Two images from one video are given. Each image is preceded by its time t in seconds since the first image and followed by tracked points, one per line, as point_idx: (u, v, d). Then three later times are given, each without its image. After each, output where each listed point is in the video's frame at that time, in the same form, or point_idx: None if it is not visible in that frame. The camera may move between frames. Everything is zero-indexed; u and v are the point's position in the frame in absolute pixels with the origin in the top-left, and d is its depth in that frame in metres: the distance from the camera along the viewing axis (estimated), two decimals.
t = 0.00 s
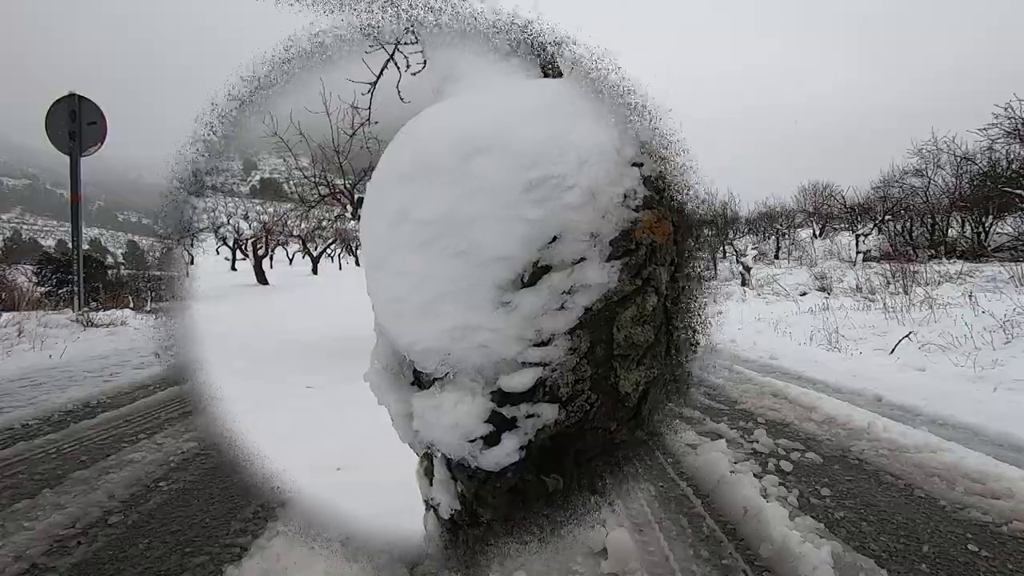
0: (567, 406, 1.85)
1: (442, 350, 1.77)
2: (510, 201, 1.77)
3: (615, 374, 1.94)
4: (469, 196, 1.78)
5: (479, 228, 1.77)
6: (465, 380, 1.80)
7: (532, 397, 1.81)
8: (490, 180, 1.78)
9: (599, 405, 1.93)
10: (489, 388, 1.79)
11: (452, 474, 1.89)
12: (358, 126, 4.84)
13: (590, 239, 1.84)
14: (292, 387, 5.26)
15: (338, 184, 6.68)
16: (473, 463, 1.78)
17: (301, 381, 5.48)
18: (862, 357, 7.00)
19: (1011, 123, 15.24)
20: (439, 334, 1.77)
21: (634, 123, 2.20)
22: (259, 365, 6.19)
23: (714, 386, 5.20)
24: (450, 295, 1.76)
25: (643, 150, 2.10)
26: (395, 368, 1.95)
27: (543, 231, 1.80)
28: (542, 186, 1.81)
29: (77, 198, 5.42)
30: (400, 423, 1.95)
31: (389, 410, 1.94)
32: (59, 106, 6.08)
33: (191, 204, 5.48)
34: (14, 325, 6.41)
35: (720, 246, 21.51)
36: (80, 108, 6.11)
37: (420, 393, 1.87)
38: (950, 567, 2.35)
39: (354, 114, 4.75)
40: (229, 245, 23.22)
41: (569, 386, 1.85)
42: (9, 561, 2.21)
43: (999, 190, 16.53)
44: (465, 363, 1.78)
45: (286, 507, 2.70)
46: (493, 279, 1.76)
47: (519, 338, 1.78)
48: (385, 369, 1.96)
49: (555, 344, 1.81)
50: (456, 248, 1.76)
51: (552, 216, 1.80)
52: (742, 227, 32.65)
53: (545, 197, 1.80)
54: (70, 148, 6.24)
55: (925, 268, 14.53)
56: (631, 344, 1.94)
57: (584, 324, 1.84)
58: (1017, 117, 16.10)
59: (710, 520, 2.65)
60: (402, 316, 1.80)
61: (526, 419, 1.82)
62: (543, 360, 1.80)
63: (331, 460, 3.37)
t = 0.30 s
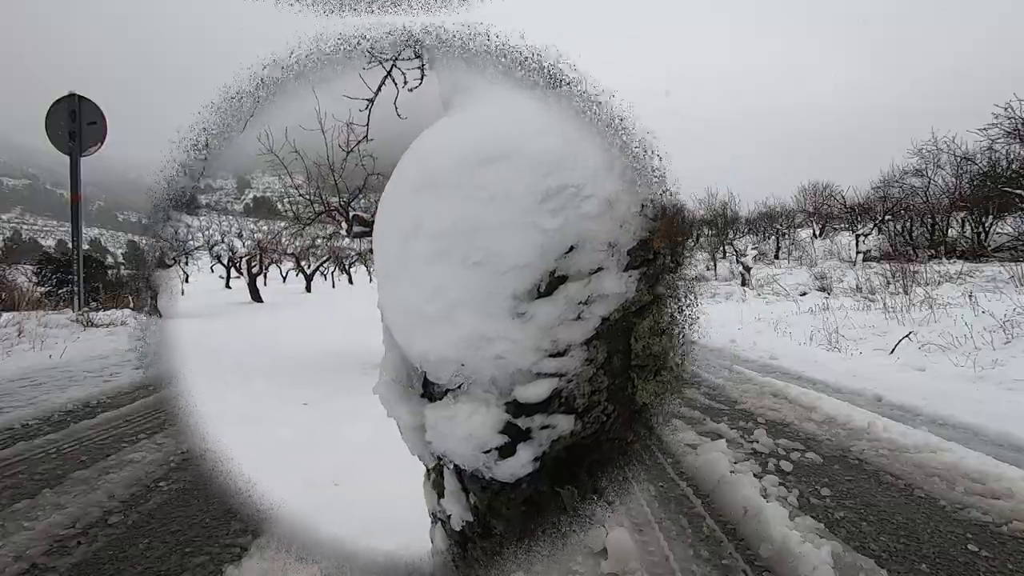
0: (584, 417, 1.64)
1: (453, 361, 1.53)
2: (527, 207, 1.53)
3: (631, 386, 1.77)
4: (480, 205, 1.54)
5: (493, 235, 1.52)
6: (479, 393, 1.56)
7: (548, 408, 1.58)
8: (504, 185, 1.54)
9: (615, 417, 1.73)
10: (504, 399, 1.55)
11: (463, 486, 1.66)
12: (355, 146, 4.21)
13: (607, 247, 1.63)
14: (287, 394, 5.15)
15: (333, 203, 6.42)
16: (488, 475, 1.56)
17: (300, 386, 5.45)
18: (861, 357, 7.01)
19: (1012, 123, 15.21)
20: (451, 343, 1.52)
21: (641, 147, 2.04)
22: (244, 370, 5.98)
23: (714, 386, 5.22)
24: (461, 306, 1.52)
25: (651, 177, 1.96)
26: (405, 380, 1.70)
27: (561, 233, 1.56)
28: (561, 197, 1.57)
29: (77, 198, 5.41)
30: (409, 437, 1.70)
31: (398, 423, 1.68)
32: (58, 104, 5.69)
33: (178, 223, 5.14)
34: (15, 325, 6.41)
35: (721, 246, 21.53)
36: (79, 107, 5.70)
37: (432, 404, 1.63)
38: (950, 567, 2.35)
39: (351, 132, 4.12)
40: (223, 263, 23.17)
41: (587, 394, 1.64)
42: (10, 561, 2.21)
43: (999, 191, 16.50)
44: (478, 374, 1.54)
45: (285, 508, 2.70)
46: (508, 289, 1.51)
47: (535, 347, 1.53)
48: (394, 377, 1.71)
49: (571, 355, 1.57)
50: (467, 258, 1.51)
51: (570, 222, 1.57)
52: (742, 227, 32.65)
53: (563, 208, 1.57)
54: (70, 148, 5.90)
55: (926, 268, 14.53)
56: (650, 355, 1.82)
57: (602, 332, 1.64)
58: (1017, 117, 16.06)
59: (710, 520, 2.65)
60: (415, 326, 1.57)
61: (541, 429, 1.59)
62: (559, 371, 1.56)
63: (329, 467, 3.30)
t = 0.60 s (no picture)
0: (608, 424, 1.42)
1: (475, 366, 1.32)
2: (554, 215, 1.33)
3: (651, 381, 1.58)
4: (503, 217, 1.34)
5: (515, 245, 1.31)
6: (499, 399, 1.34)
7: (571, 416, 1.37)
8: (528, 192, 1.34)
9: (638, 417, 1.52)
10: (526, 405, 1.33)
11: (479, 494, 1.40)
12: (344, 164, 3.97)
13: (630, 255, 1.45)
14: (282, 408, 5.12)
15: (330, 219, 6.51)
16: (509, 483, 1.31)
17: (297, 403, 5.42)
18: (861, 357, 7.02)
19: (1011, 123, 15.22)
20: (471, 348, 1.32)
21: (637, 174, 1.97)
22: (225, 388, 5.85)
23: (714, 386, 5.23)
24: (478, 314, 1.31)
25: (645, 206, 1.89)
26: (419, 390, 1.53)
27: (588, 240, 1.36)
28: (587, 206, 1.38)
29: (77, 198, 5.41)
30: (420, 445, 1.49)
31: (411, 432, 1.48)
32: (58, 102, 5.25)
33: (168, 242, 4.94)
34: (15, 325, 6.41)
35: (720, 246, 21.55)
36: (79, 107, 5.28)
37: (449, 411, 1.43)
38: (950, 567, 2.35)
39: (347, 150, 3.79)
40: (219, 279, 23.18)
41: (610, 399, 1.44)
42: (9, 561, 2.21)
43: (999, 191, 16.50)
44: (499, 382, 1.33)
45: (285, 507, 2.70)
46: (530, 296, 1.31)
47: (559, 353, 1.33)
48: (407, 382, 1.54)
49: (596, 361, 1.36)
50: (486, 266, 1.32)
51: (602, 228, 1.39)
52: (742, 227, 32.63)
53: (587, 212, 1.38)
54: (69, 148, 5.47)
55: (925, 268, 14.53)
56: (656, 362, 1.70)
57: (626, 338, 1.44)
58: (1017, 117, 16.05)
59: (710, 520, 2.65)
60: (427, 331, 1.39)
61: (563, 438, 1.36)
62: (583, 377, 1.35)
63: (328, 474, 3.28)
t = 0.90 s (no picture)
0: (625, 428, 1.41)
1: (494, 370, 1.26)
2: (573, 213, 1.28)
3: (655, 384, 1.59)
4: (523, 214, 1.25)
5: (536, 246, 1.25)
6: (519, 403, 1.28)
7: (593, 420, 1.34)
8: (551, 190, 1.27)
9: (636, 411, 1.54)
10: (547, 410, 1.29)
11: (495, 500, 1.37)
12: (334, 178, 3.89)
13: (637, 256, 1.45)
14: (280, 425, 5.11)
15: (326, 235, 6.54)
16: (529, 487, 1.29)
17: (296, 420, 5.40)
18: (861, 357, 7.02)
19: (1011, 123, 15.22)
20: (489, 354, 1.26)
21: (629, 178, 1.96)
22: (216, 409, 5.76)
23: (714, 386, 5.23)
24: (497, 319, 1.25)
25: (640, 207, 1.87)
26: (430, 397, 1.47)
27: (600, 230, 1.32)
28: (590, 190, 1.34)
29: (77, 198, 5.40)
30: (432, 454, 1.44)
31: (424, 439, 1.43)
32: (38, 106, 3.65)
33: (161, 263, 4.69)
34: (15, 323, 6.38)
35: (721, 246, 21.54)
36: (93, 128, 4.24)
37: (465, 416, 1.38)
38: (950, 567, 2.35)
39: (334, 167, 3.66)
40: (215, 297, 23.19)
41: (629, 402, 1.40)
42: (10, 561, 2.21)
43: (999, 191, 16.50)
44: (520, 385, 1.27)
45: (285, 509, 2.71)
46: (553, 297, 1.25)
47: (581, 356, 1.29)
48: (419, 389, 1.48)
49: (620, 364, 1.33)
50: (507, 269, 1.24)
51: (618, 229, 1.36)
52: (743, 228, 32.61)
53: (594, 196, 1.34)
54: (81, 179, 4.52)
55: (926, 268, 14.52)
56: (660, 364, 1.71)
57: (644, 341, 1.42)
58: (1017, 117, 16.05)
59: (710, 520, 2.65)
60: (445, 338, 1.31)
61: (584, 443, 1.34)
62: (607, 381, 1.32)
63: (330, 487, 3.27)
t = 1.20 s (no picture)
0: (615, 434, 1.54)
1: (518, 379, 1.36)
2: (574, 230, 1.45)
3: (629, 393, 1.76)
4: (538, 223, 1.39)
5: (552, 255, 1.38)
6: (540, 412, 1.39)
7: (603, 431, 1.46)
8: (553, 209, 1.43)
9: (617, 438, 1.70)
10: (571, 419, 1.40)
11: (510, 509, 1.40)
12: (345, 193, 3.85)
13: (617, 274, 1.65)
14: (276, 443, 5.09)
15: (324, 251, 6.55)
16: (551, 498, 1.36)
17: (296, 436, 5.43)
18: (861, 357, 7.02)
19: (1011, 124, 15.22)
20: (513, 362, 1.35)
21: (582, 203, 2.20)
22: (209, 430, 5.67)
23: (714, 386, 5.23)
24: (522, 325, 1.35)
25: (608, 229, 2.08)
26: (446, 409, 1.53)
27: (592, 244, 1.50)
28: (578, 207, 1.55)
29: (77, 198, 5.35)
30: (447, 463, 1.49)
31: (440, 450, 1.48)
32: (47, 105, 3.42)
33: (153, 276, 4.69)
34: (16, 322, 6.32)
35: (721, 247, 21.55)
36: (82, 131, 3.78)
37: (483, 427, 1.44)
38: (951, 567, 2.35)
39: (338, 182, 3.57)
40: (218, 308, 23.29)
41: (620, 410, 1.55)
42: (10, 561, 2.25)
43: (999, 192, 16.50)
44: (543, 393, 1.38)
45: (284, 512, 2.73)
46: (574, 306, 1.38)
47: (599, 366, 1.40)
48: (435, 399, 1.53)
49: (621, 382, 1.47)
50: (531, 274, 1.36)
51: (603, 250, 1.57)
52: (743, 228, 32.60)
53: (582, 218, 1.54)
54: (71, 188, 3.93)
55: (926, 268, 14.52)
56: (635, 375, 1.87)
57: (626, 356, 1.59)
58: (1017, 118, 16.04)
59: (710, 521, 2.65)
60: (474, 348, 1.37)
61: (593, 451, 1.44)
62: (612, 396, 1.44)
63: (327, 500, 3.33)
